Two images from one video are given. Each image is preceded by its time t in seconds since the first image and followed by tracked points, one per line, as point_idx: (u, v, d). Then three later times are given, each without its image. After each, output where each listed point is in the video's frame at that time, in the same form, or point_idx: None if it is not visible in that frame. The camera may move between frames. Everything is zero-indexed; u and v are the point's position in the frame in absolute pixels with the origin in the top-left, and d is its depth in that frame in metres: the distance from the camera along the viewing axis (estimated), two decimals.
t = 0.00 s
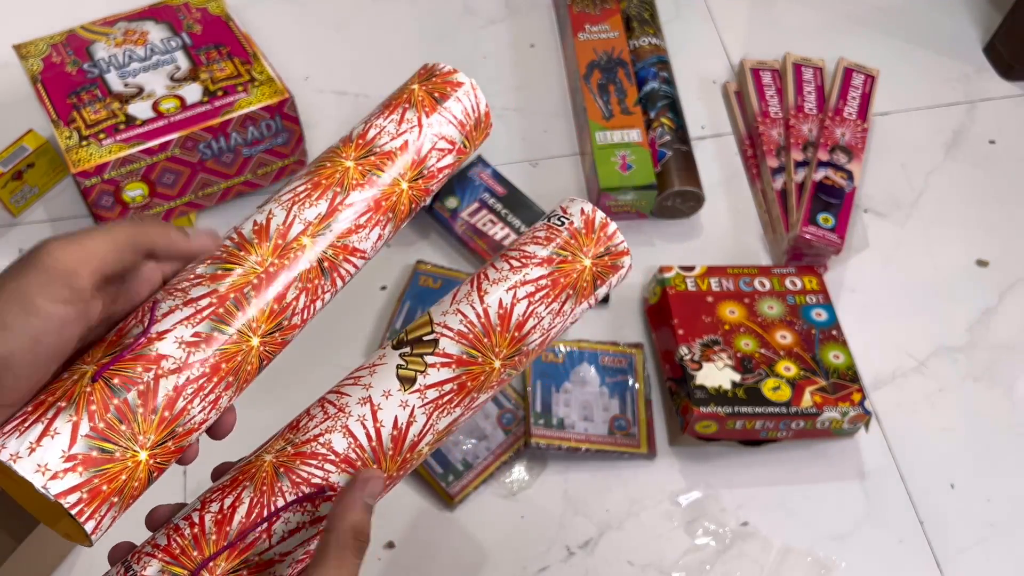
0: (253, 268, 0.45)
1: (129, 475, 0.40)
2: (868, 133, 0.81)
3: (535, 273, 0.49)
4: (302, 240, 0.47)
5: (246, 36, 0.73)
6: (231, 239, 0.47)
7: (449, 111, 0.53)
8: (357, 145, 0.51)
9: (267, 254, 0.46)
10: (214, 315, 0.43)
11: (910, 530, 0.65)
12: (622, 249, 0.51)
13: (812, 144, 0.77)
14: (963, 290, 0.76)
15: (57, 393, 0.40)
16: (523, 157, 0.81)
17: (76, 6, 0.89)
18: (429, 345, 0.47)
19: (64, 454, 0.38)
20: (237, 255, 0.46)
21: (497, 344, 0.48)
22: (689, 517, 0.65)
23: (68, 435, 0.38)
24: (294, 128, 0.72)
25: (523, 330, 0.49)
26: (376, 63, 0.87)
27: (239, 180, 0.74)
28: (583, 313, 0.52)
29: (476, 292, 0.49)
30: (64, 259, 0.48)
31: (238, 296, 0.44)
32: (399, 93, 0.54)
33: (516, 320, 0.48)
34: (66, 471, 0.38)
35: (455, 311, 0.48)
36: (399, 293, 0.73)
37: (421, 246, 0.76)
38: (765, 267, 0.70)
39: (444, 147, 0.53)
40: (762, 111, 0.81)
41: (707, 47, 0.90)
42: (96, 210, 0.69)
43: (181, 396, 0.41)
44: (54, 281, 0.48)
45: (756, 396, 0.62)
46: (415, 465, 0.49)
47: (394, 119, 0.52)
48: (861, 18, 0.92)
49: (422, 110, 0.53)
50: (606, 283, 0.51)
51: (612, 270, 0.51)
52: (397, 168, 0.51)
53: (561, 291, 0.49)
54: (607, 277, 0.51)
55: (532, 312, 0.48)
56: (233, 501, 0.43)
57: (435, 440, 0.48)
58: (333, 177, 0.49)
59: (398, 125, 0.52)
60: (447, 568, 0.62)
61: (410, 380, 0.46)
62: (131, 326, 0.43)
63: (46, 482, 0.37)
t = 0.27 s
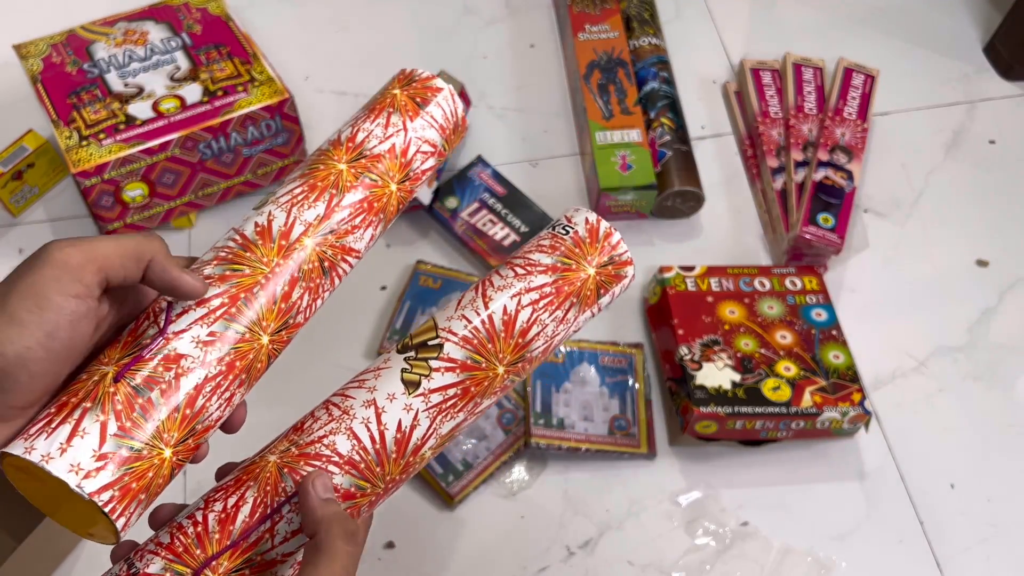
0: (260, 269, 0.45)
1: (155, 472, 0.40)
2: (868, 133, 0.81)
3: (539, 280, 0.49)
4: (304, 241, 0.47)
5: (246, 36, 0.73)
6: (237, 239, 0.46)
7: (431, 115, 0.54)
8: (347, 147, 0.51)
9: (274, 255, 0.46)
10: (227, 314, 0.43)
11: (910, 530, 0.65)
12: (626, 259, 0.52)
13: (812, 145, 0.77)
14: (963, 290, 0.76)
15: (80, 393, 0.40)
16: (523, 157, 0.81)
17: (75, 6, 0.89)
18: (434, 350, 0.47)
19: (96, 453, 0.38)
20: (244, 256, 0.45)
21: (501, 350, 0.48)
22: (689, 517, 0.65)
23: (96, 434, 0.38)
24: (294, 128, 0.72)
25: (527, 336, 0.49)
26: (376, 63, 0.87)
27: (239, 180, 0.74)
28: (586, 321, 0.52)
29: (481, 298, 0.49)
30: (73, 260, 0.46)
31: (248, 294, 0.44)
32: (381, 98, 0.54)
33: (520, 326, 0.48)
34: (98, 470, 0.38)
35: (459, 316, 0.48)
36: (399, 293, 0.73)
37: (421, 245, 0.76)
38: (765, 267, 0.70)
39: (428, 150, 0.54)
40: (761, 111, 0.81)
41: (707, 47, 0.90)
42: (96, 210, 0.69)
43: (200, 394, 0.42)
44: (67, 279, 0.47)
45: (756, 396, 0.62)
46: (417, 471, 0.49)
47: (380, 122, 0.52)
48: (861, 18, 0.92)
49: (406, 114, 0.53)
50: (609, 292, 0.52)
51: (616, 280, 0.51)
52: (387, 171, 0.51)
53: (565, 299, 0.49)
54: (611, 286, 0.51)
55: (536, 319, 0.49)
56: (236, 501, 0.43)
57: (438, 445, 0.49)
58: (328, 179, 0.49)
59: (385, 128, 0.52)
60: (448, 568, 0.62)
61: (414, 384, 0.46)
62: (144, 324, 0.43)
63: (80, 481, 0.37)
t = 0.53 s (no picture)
0: (265, 265, 0.45)
1: (166, 470, 0.40)
2: (868, 133, 0.81)
3: (545, 286, 0.49)
4: (307, 235, 0.46)
5: (246, 36, 0.73)
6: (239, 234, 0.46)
7: (430, 101, 0.52)
8: (347, 136, 0.50)
9: (277, 251, 0.45)
10: (233, 311, 0.43)
11: (910, 530, 0.65)
12: (633, 263, 0.51)
13: (812, 145, 0.77)
14: (964, 290, 0.76)
15: (91, 394, 0.40)
16: (523, 157, 0.81)
17: (75, 6, 0.89)
18: (438, 358, 0.47)
19: (107, 455, 0.38)
20: (248, 251, 0.45)
21: (506, 357, 0.48)
22: (688, 517, 0.65)
23: (108, 436, 0.39)
24: (294, 128, 0.72)
25: (532, 343, 0.48)
26: (376, 63, 0.87)
27: (239, 180, 0.74)
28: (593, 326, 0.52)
29: (486, 304, 0.49)
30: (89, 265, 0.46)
31: (252, 291, 0.44)
32: (378, 83, 0.53)
33: (526, 333, 0.48)
34: (111, 471, 0.38)
35: (464, 323, 0.48)
36: (399, 293, 0.73)
37: (421, 245, 0.76)
38: (765, 267, 0.70)
39: (427, 136, 0.52)
40: (762, 111, 0.81)
41: (707, 47, 0.90)
42: (96, 210, 0.69)
43: (208, 391, 0.42)
44: (78, 285, 0.46)
45: (756, 396, 0.62)
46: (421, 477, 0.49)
47: (380, 109, 0.51)
48: (861, 18, 0.92)
49: (405, 101, 0.52)
50: (617, 297, 0.51)
51: (622, 284, 0.51)
52: (388, 160, 0.50)
53: (571, 305, 0.49)
54: (617, 291, 0.51)
55: (541, 325, 0.48)
56: (240, 511, 0.43)
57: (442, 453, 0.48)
58: (329, 170, 0.48)
59: (385, 116, 0.51)
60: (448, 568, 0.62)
61: (418, 393, 0.46)
62: (151, 323, 0.43)
63: (94, 482, 0.38)
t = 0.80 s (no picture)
0: (267, 263, 0.45)
1: (168, 478, 0.40)
2: (868, 133, 0.81)
3: (530, 282, 0.49)
4: (310, 232, 0.46)
5: (246, 36, 0.73)
6: (240, 232, 0.46)
7: (436, 87, 0.54)
8: (351, 127, 0.50)
9: (280, 249, 0.45)
10: (234, 314, 0.43)
11: (910, 530, 0.65)
12: (622, 256, 0.51)
13: (812, 144, 0.77)
14: (964, 290, 0.76)
15: (91, 402, 0.40)
16: (523, 157, 0.81)
17: (75, 6, 0.89)
18: (419, 356, 0.47)
19: (109, 465, 0.38)
20: (248, 249, 0.45)
21: (488, 355, 0.48)
22: (689, 517, 0.65)
23: (109, 445, 0.39)
24: (294, 128, 0.72)
25: (516, 339, 0.49)
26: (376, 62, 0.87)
27: (239, 181, 0.74)
28: (581, 321, 0.52)
29: (469, 302, 0.49)
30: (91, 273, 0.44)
31: (254, 291, 0.44)
32: (386, 68, 0.54)
33: (509, 330, 0.48)
34: (112, 482, 0.38)
35: (446, 320, 0.49)
36: (399, 293, 0.73)
37: (421, 245, 0.76)
38: (765, 267, 0.70)
39: (432, 124, 0.54)
40: (762, 111, 0.81)
41: (707, 47, 0.90)
42: (96, 210, 0.69)
43: (210, 397, 0.42)
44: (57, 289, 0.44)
45: (756, 396, 0.62)
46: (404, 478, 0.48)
47: (385, 97, 0.52)
48: (861, 18, 0.92)
49: (411, 88, 0.53)
50: (605, 290, 0.51)
51: (611, 278, 0.51)
52: (393, 151, 0.51)
53: (557, 299, 0.49)
54: (606, 284, 0.51)
55: (526, 322, 0.49)
56: (217, 515, 0.43)
57: (425, 453, 0.48)
58: (333, 162, 0.48)
59: (390, 104, 0.52)
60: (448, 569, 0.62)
61: (398, 392, 0.46)
62: (152, 325, 0.43)
63: (95, 494, 0.38)
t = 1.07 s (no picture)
0: (250, 235, 0.40)
1: (173, 464, 0.37)
2: (868, 133, 0.81)
3: (477, 194, 0.43)
4: (291, 198, 0.42)
5: (246, 36, 0.73)
6: (218, 203, 0.41)
7: (407, 31, 0.46)
8: (320, 81, 0.44)
9: (262, 219, 0.41)
10: (225, 288, 0.39)
11: (910, 530, 0.65)
12: (583, 143, 0.43)
13: (812, 144, 0.77)
14: (964, 290, 0.76)
15: (81, 391, 0.36)
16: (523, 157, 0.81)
17: (75, 6, 0.89)
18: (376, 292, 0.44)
19: (112, 457, 0.35)
20: (230, 221, 0.40)
21: (439, 271, 0.42)
22: (689, 517, 0.65)
23: (110, 437, 0.35)
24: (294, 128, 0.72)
25: (469, 252, 0.42)
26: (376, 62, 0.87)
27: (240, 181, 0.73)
28: (566, 235, 0.43)
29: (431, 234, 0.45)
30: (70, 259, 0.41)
31: (240, 266, 0.40)
32: (348, 13, 0.46)
33: (458, 242, 0.42)
34: (117, 473, 0.35)
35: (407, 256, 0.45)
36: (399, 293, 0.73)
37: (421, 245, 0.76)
38: (765, 267, 0.70)
39: (407, 72, 0.47)
40: (762, 111, 0.81)
41: (707, 47, 0.90)
42: (96, 211, 0.67)
43: (207, 376, 0.38)
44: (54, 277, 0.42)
45: (756, 396, 0.62)
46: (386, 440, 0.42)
47: (354, 47, 0.45)
48: (861, 18, 0.92)
49: (381, 34, 0.46)
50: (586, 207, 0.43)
51: (573, 168, 0.42)
52: (366, 104, 0.45)
53: (507, 203, 0.42)
54: (568, 176, 0.42)
55: (475, 232, 0.42)
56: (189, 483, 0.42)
57: (393, 389, 0.41)
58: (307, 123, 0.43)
59: (361, 54, 0.45)
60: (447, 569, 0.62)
61: (350, 327, 0.43)
62: (138, 308, 0.39)
63: (100, 488, 0.34)
